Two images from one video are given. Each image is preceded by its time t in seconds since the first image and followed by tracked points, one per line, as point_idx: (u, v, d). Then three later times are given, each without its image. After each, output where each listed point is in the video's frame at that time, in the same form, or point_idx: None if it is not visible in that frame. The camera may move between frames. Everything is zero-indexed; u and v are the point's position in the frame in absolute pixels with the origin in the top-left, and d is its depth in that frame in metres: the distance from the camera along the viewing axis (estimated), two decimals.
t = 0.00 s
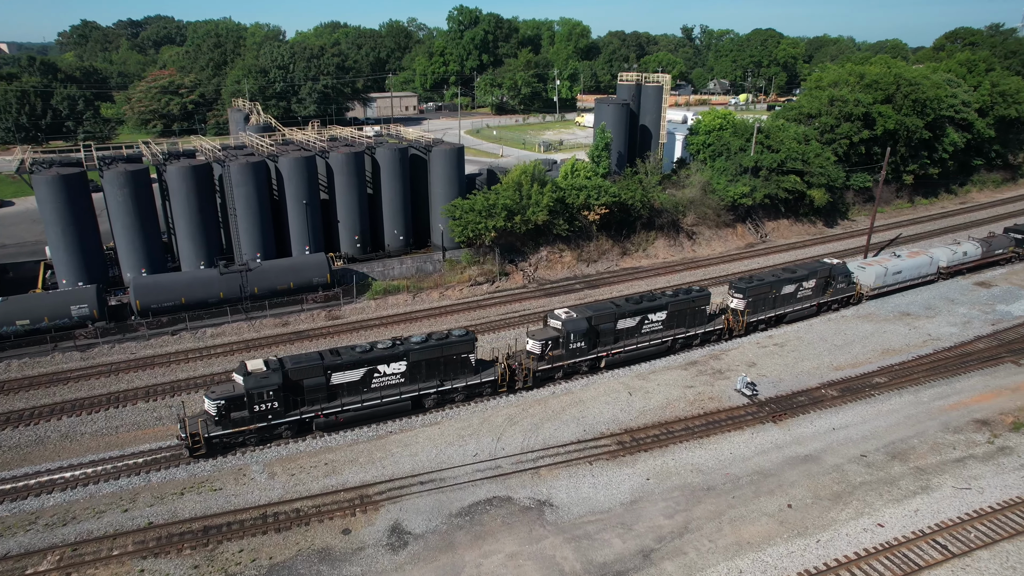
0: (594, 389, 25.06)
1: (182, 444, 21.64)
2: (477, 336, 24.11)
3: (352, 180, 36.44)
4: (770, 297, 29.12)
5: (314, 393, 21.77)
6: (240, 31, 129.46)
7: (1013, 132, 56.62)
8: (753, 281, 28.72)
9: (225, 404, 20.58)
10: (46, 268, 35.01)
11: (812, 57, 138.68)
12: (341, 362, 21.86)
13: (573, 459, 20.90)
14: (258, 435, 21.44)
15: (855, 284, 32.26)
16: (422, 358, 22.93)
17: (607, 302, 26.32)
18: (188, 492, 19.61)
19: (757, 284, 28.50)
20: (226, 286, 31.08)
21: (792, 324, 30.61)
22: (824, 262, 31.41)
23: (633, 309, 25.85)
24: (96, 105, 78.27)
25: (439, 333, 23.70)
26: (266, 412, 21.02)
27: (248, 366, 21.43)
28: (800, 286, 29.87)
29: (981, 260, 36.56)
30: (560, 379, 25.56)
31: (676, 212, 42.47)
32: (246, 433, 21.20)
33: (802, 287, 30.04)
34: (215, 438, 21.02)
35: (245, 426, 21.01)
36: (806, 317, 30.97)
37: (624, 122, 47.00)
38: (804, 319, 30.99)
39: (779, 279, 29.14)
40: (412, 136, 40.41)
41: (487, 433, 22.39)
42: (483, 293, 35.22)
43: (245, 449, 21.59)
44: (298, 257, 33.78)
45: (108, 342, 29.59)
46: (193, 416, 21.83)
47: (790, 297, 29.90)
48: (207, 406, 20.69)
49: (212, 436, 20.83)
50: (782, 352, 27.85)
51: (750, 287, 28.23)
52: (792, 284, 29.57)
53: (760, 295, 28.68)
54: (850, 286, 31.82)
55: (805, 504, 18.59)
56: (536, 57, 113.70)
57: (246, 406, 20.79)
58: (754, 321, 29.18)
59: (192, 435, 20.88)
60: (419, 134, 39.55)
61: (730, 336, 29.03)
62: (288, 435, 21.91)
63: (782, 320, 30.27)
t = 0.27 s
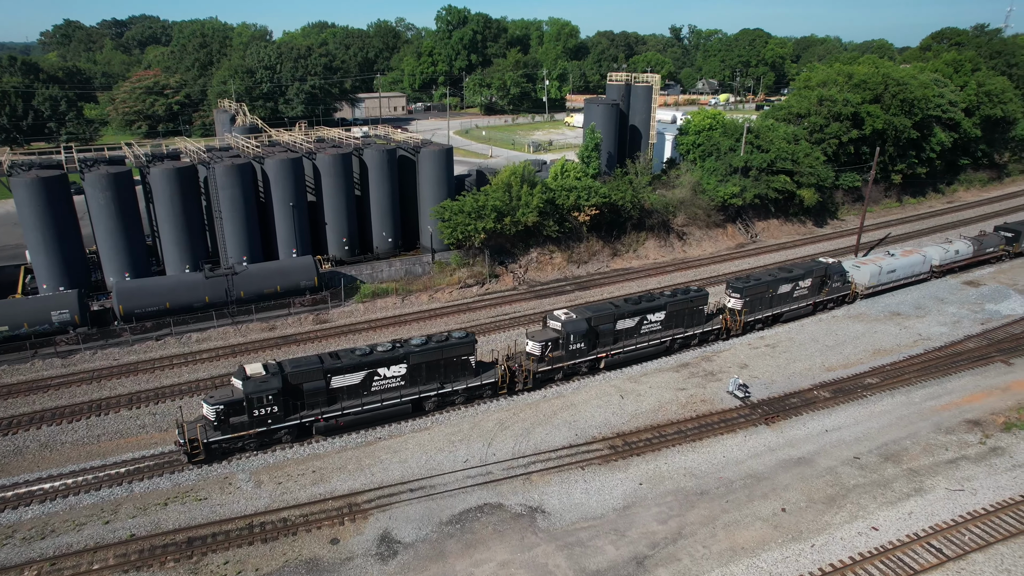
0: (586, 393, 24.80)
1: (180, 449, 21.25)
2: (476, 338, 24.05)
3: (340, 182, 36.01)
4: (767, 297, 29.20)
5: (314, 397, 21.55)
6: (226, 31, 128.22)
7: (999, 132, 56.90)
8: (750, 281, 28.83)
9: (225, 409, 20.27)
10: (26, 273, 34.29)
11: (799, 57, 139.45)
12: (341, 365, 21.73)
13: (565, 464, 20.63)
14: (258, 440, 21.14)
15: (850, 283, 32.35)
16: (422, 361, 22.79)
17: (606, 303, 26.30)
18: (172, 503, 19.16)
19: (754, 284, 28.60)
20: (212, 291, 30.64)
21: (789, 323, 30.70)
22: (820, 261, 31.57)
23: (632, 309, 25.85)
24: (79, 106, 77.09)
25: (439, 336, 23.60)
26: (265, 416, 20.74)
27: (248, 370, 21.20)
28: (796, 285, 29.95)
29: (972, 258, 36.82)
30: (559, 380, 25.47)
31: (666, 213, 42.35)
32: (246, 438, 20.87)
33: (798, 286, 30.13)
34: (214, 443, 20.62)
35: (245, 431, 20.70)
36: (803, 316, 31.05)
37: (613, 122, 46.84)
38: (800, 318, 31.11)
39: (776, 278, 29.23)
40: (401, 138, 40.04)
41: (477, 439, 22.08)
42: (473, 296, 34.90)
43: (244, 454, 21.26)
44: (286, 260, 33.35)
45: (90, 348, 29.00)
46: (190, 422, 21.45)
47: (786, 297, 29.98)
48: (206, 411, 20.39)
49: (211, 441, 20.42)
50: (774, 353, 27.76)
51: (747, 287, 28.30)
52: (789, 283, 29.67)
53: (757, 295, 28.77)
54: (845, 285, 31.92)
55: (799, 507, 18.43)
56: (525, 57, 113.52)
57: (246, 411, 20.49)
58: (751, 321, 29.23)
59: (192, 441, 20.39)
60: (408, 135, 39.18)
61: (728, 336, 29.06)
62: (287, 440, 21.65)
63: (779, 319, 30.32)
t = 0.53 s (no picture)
0: (578, 396, 24.57)
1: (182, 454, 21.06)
2: (477, 339, 23.94)
3: (328, 184, 35.60)
4: (765, 296, 29.28)
5: (316, 400, 21.28)
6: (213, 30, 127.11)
7: (984, 132, 58.06)
8: (747, 281, 28.92)
9: (225, 413, 19.95)
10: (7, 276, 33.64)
11: (788, 57, 140.11)
12: (343, 368, 21.48)
13: (558, 468, 20.40)
14: (259, 444, 20.88)
15: (846, 282, 32.51)
16: (424, 362, 22.64)
17: (606, 303, 26.26)
18: (157, 513, 18.74)
19: (751, 284, 28.68)
20: (199, 294, 30.09)
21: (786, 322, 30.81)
22: (816, 260, 31.72)
23: (632, 309, 25.83)
24: (63, 106, 76.03)
25: (440, 337, 23.45)
26: (267, 420, 20.50)
27: (248, 374, 20.86)
28: (793, 284, 30.06)
29: (965, 256, 37.08)
30: (560, 381, 25.41)
31: (657, 213, 42.22)
32: (247, 442, 20.62)
33: (795, 285, 30.22)
34: (215, 448, 20.38)
35: (246, 435, 20.44)
36: (799, 315, 31.19)
37: (604, 122, 46.67)
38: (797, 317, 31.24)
39: (773, 278, 29.31)
40: (390, 138, 39.67)
41: (469, 443, 21.79)
42: (463, 298, 34.60)
43: (245, 458, 21.03)
44: (273, 262, 32.89)
45: (73, 354, 28.45)
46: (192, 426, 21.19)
47: (783, 296, 30.09)
48: (205, 416, 20.06)
49: (212, 446, 20.20)
50: (767, 353, 27.67)
51: (745, 286, 28.38)
52: (786, 282, 29.78)
53: (755, 294, 28.85)
54: (841, 284, 32.03)
55: (794, 511, 18.28)
56: (515, 57, 113.32)
57: (247, 415, 20.20)
58: (749, 320, 29.31)
59: (192, 446, 20.28)
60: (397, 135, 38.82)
61: (726, 335, 29.10)
62: (289, 444, 21.40)
63: (776, 318, 30.42)
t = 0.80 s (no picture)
0: (570, 398, 24.35)
1: (181, 458, 20.77)
2: (479, 339, 23.71)
3: (317, 185, 35.23)
4: (762, 295, 29.31)
5: (318, 403, 21.00)
6: (200, 29, 126.00)
7: (972, 131, 58.42)
8: (745, 280, 28.96)
9: (227, 416, 19.80)
10: None
11: (777, 57, 140.75)
12: (345, 369, 21.18)
13: (552, 472, 20.18)
14: (261, 447, 20.65)
15: (843, 280, 32.65)
16: (426, 364, 22.39)
17: (606, 303, 26.12)
18: (143, 522, 18.36)
19: (749, 283, 28.71)
20: (186, 298, 29.72)
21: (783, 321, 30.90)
22: (813, 259, 31.81)
23: (632, 309, 25.69)
24: (48, 106, 75.04)
25: (442, 338, 23.19)
26: (269, 423, 20.23)
27: (250, 377, 20.61)
28: (790, 283, 30.10)
29: (959, 255, 37.25)
30: (562, 380, 25.33)
31: (649, 213, 42.09)
32: (249, 445, 20.38)
33: (792, 284, 30.25)
34: (216, 451, 20.13)
35: (248, 438, 20.19)
36: (796, 313, 31.28)
37: (595, 122, 46.49)
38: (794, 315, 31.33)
39: (770, 276, 29.34)
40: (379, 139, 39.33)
41: (461, 448, 21.52)
42: (454, 299, 34.30)
43: (246, 462, 20.79)
44: (262, 265, 32.48)
45: (57, 359, 27.92)
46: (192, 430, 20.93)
47: (781, 294, 30.11)
48: (207, 419, 19.86)
49: (213, 450, 19.98)
50: (760, 354, 27.59)
51: (743, 285, 28.42)
52: (783, 281, 29.80)
53: (752, 293, 28.88)
54: (838, 282, 32.14)
55: (789, 513, 18.16)
56: (506, 56, 113.14)
57: (249, 417, 19.97)
58: (748, 319, 29.34)
59: (193, 449, 19.89)
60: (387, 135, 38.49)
61: (725, 333, 29.13)
62: (291, 446, 21.17)
63: (774, 316, 30.51)
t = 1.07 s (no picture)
0: (563, 400, 24.18)
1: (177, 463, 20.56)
2: (481, 339, 23.60)
3: (306, 186, 34.86)
4: (760, 293, 29.36)
5: (321, 404, 20.86)
6: (186, 28, 124.80)
7: (959, 130, 58.89)
8: (743, 278, 29.02)
9: (230, 419, 19.58)
10: None
11: (765, 56, 141.41)
12: (348, 371, 21.01)
13: (545, 476, 20.00)
14: (264, 449, 20.46)
15: (838, 278, 32.84)
16: (429, 364, 22.25)
17: (606, 302, 26.08)
18: (129, 531, 18.01)
19: (747, 281, 28.79)
20: (174, 301, 29.25)
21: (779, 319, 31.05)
22: (809, 257, 31.92)
23: (632, 308, 25.66)
24: (31, 107, 73.97)
25: (443, 339, 23.06)
26: (272, 425, 20.07)
27: (252, 378, 20.42)
28: (787, 281, 30.20)
29: (950, 252, 37.52)
30: (563, 379, 25.32)
31: (640, 213, 42.00)
32: (252, 448, 20.18)
33: (788, 282, 30.36)
34: (219, 454, 19.94)
35: (251, 440, 20.02)
36: (792, 311, 31.43)
37: (585, 122, 46.37)
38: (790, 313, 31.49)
39: (767, 275, 29.37)
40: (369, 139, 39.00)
41: (453, 452, 21.28)
42: (445, 301, 34.04)
43: (249, 465, 20.60)
44: (250, 267, 32.04)
45: (41, 364, 27.45)
46: (195, 433, 20.76)
47: (778, 293, 30.21)
48: (209, 422, 19.68)
49: (216, 453, 19.77)
50: (752, 354, 27.55)
51: (741, 284, 28.49)
52: (780, 280, 29.89)
53: (750, 291, 28.94)
54: (834, 280, 32.31)
55: (784, 515, 18.08)
56: (496, 56, 112.94)
57: (252, 420, 19.80)
58: (746, 317, 29.43)
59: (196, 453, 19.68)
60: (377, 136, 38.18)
61: (723, 332, 29.22)
62: (294, 448, 21.03)
63: (771, 315, 30.63)
